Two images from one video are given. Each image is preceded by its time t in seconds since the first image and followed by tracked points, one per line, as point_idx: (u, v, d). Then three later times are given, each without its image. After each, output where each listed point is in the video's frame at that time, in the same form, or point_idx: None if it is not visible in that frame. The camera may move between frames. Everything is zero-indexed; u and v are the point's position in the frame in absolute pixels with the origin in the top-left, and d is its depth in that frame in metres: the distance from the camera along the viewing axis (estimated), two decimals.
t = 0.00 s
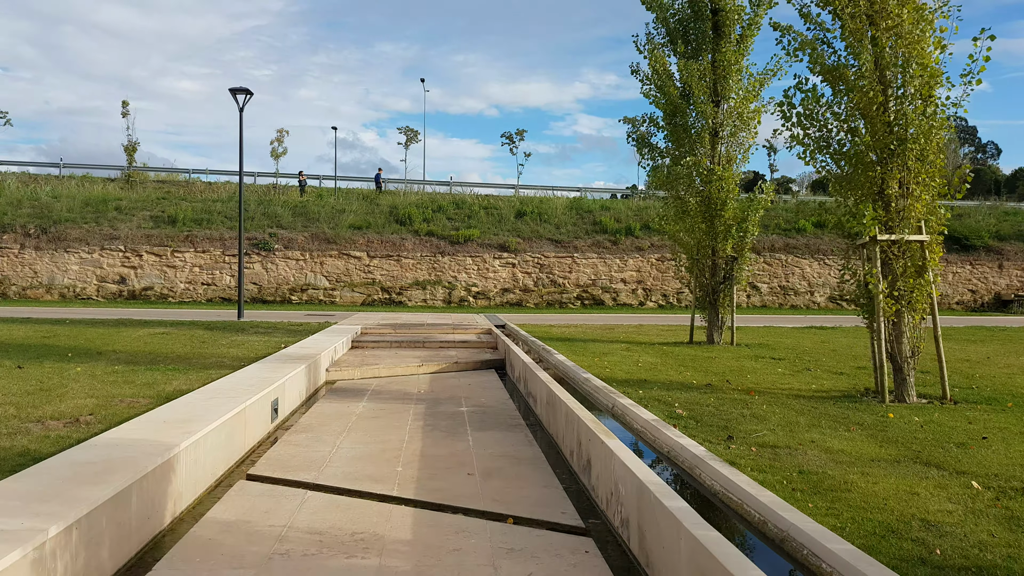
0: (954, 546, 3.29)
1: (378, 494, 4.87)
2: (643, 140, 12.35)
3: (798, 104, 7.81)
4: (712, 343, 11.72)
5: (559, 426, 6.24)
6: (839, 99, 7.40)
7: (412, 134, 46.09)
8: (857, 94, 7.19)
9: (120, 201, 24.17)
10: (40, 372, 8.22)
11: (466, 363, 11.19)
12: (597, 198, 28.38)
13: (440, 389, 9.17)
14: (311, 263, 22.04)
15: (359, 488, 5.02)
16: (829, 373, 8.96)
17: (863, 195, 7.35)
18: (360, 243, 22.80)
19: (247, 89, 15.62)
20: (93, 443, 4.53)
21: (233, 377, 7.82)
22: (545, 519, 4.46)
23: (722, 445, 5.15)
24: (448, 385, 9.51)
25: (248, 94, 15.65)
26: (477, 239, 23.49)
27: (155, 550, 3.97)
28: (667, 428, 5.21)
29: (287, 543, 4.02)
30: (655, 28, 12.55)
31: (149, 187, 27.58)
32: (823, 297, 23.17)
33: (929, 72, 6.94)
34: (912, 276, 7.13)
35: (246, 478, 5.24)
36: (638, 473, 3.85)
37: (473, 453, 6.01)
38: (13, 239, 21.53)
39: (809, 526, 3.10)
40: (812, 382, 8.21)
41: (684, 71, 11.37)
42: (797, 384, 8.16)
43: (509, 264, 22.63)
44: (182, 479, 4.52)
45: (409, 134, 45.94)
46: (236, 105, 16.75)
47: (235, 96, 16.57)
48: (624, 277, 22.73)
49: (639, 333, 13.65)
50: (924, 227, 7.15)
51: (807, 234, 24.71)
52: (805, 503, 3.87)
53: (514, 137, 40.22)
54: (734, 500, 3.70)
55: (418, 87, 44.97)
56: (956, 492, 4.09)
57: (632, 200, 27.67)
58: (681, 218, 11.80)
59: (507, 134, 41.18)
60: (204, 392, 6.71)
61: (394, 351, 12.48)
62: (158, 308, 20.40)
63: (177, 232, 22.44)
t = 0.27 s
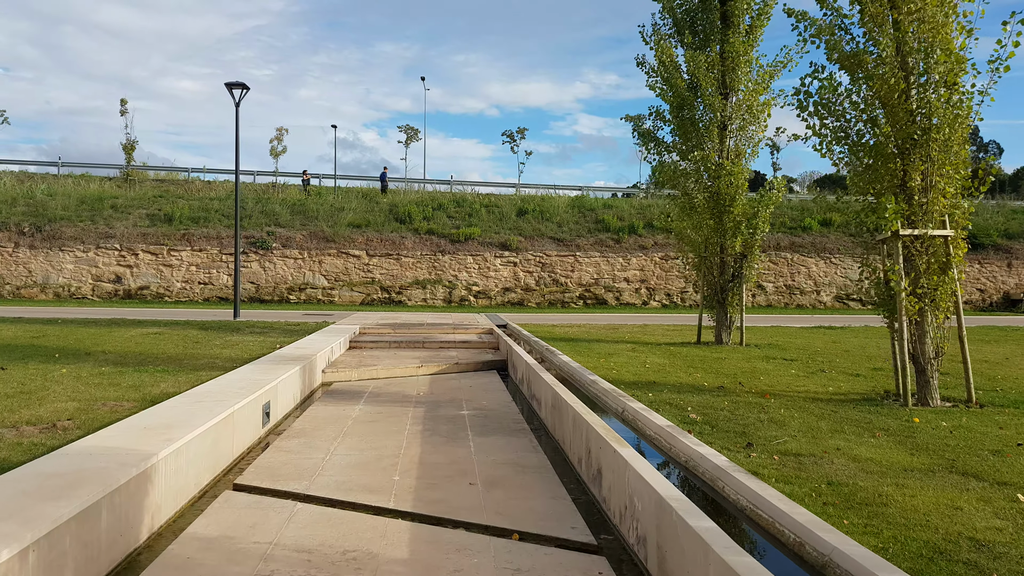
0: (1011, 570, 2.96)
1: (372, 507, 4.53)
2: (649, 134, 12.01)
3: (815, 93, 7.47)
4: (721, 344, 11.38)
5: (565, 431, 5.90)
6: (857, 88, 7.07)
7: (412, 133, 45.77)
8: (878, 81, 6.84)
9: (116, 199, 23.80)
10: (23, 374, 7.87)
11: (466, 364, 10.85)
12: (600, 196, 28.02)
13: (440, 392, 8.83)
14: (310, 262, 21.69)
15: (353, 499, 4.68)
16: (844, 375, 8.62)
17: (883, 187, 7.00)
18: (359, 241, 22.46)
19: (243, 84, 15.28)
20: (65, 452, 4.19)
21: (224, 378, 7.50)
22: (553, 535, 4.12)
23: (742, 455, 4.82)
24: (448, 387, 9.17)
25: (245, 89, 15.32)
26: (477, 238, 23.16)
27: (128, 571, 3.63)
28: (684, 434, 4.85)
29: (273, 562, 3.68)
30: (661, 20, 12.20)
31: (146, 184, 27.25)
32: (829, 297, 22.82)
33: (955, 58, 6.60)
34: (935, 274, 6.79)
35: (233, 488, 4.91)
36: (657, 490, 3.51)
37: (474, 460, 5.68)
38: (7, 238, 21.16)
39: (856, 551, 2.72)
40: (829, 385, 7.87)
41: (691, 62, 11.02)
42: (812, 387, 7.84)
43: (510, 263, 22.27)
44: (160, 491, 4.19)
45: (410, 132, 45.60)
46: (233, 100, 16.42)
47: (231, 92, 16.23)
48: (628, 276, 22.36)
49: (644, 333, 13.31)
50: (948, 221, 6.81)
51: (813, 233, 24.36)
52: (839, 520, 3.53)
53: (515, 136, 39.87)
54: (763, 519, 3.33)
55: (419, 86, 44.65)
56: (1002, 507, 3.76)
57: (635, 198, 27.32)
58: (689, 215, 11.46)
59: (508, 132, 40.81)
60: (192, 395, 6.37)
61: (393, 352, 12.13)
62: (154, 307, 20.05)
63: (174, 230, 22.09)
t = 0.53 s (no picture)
0: None
1: (363, 527, 4.20)
2: (651, 132, 11.70)
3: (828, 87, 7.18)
4: (726, 347, 11.08)
5: (568, 442, 5.58)
6: (873, 81, 6.78)
7: (410, 132, 45.39)
8: (896, 75, 6.55)
9: (108, 199, 23.40)
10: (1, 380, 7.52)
11: (464, 368, 10.52)
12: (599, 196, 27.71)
13: (437, 398, 8.50)
14: (305, 262, 21.35)
15: (343, 519, 4.35)
16: (856, 381, 8.33)
17: (900, 185, 6.72)
18: (355, 242, 22.13)
19: (235, 80, 14.94)
20: (31, 470, 3.86)
21: (211, 385, 7.17)
22: (557, 561, 3.79)
23: (760, 471, 4.51)
24: (445, 393, 8.85)
25: (237, 86, 14.97)
26: (475, 238, 22.86)
27: None
28: (699, 449, 4.51)
29: None
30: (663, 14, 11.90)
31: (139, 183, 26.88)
32: (832, 298, 22.57)
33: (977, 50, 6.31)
34: (956, 276, 6.49)
35: (214, 507, 4.58)
36: (675, 519, 3.17)
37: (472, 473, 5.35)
38: None
39: None
40: (842, 392, 7.57)
41: (695, 58, 10.72)
42: (824, 393, 7.54)
43: (508, 264, 21.93)
44: (133, 513, 3.86)
45: (407, 131, 45.29)
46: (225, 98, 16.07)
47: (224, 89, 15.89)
48: (627, 277, 22.04)
49: (646, 336, 13.00)
50: (969, 221, 6.52)
51: (815, 234, 24.09)
52: (874, 550, 3.22)
53: (513, 135, 39.51)
54: (794, 549, 2.98)
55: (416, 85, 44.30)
56: None
57: (634, 198, 27.02)
58: (693, 214, 11.16)
59: (506, 131, 40.46)
60: (175, 404, 6.04)
61: (388, 355, 11.80)
62: (146, 309, 19.68)
63: (166, 230, 21.73)
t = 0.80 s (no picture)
0: None
1: (354, 544, 3.88)
2: (656, 127, 11.39)
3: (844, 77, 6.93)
4: (732, 348, 10.78)
5: (573, 449, 5.26)
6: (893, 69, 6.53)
7: (408, 130, 45.05)
8: (916, 62, 6.30)
9: (102, 197, 23.05)
10: None
11: (463, 370, 10.20)
12: (599, 195, 27.40)
13: (435, 401, 8.18)
14: (301, 262, 21.02)
15: (333, 534, 4.03)
16: (871, 384, 8.02)
17: (917, 179, 6.46)
18: (353, 240, 21.82)
19: (229, 75, 14.61)
20: None
21: (200, 387, 6.86)
22: None
23: (780, 483, 4.22)
24: (444, 396, 8.53)
25: (232, 81, 14.65)
26: (474, 237, 22.55)
27: None
28: (716, 458, 4.21)
29: None
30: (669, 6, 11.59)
31: (134, 181, 26.54)
32: (835, 298, 22.29)
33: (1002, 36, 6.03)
34: (979, 274, 6.19)
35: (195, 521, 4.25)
36: (697, 539, 2.86)
37: (472, 483, 5.03)
38: None
39: None
40: (857, 395, 7.27)
41: (701, 51, 10.43)
42: (839, 397, 7.23)
43: (508, 263, 21.60)
44: (103, 530, 3.54)
45: (405, 130, 44.97)
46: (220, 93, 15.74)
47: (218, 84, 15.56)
48: (629, 276, 21.73)
49: (649, 336, 12.69)
50: (993, 216, 6.23)
51: (818, 233, 23.81)
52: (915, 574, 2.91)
53: (512, 134, 39.18)
54: None
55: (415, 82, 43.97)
56: None
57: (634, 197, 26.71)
58: (699, 212, 10.88)
59: (505, 130, 40.14)
60: (158, 408, 5.72)
61: (385, 356, 11.47)
62: (140, 308, 19.33)
63: (161, 228, 21.39)
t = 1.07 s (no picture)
0: None
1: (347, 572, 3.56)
2: (664, 124, 11.06)
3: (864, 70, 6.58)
4: (743, 352, 10.43)
5: (583, 463, 4.94)
6: (918, 61, 6.21)
7: (410, 130, 44.76)
8: (943, 53, 5.95)
9: (99, 196, 22.76)
10: None
11: (465, 374, 9.87)
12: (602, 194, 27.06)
13: (436, 408, 7.85)
14: (300, 262, 20.71)
15: (324, 559, 3.71)
16: (891, 390, 7.68)
17: (944, 176, 6.14)
18: (353, 241, 21.50)
19: (226, 71, 14.30)
20: None
21: (189, 393, 6.54)
22: None
23: (810, 504, 3.91)
24: (445, 403, 8.19)
25: (228, 77, 14.34)
26: (476, 237, 22.23)
27: None
28: (738, 476, 3.89)
29: None
30: None
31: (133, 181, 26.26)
32: (843, 299, 21.97)
33: None
34: (1011, 276, 5.85)
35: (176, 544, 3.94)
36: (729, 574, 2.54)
37: (475, 500, 4.71)
38: None
39: None
40: (879, 403, 6.94)
41: (710, 45, 10.09)
42: (860, 404, 6.90)
43: (510, 264, 21.27)
44: (70, 558, 3.23)
45: (407, 129, 44.69)
46: (216, 90, 15.44)
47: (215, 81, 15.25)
48: (633, 277, 21.39)
49: (656, 339, 12.35)
50: None
51: (825, 233, 23.48)
52: None
53: (514, 134, 38.88)
54: None
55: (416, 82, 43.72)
56: None
57: (638, 196, 26.37)
58: (709, 211, 10.56)
59: (507, 129, 39.82)
60: (142, 418, 5.40)
61: (385, 359, 11.15)
62: (136, 310, 19.01)
63: (158, 229, 21.08)
